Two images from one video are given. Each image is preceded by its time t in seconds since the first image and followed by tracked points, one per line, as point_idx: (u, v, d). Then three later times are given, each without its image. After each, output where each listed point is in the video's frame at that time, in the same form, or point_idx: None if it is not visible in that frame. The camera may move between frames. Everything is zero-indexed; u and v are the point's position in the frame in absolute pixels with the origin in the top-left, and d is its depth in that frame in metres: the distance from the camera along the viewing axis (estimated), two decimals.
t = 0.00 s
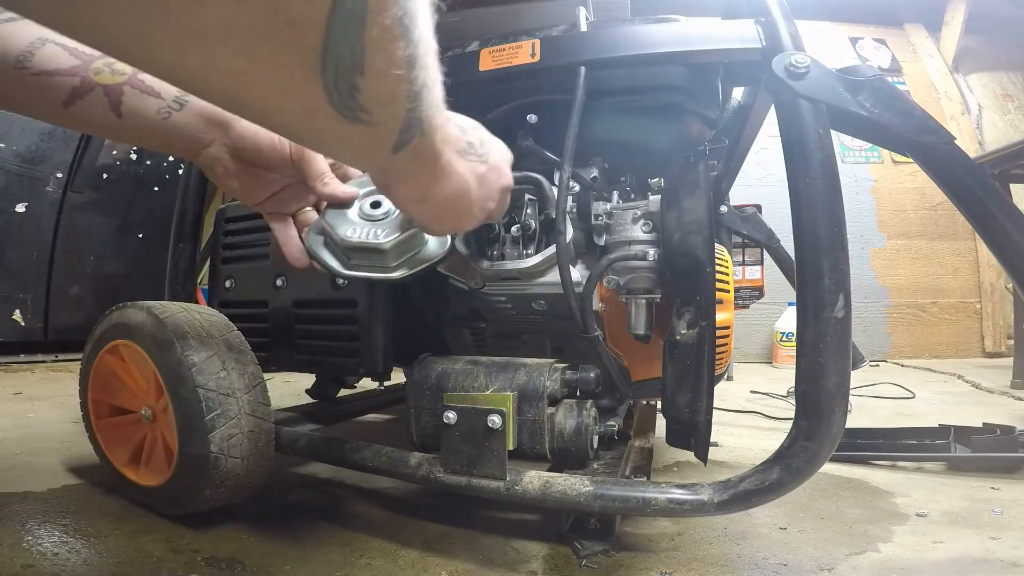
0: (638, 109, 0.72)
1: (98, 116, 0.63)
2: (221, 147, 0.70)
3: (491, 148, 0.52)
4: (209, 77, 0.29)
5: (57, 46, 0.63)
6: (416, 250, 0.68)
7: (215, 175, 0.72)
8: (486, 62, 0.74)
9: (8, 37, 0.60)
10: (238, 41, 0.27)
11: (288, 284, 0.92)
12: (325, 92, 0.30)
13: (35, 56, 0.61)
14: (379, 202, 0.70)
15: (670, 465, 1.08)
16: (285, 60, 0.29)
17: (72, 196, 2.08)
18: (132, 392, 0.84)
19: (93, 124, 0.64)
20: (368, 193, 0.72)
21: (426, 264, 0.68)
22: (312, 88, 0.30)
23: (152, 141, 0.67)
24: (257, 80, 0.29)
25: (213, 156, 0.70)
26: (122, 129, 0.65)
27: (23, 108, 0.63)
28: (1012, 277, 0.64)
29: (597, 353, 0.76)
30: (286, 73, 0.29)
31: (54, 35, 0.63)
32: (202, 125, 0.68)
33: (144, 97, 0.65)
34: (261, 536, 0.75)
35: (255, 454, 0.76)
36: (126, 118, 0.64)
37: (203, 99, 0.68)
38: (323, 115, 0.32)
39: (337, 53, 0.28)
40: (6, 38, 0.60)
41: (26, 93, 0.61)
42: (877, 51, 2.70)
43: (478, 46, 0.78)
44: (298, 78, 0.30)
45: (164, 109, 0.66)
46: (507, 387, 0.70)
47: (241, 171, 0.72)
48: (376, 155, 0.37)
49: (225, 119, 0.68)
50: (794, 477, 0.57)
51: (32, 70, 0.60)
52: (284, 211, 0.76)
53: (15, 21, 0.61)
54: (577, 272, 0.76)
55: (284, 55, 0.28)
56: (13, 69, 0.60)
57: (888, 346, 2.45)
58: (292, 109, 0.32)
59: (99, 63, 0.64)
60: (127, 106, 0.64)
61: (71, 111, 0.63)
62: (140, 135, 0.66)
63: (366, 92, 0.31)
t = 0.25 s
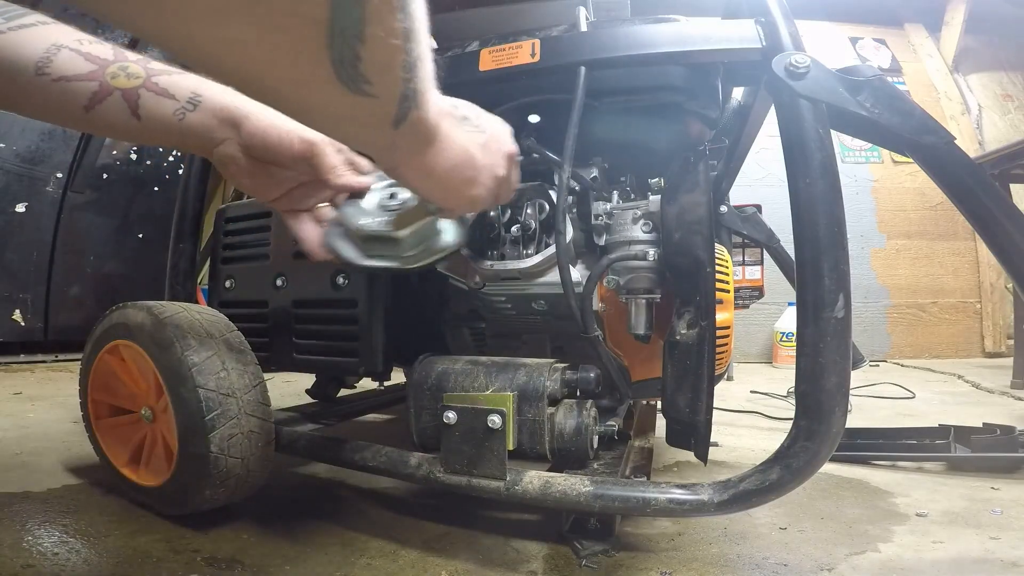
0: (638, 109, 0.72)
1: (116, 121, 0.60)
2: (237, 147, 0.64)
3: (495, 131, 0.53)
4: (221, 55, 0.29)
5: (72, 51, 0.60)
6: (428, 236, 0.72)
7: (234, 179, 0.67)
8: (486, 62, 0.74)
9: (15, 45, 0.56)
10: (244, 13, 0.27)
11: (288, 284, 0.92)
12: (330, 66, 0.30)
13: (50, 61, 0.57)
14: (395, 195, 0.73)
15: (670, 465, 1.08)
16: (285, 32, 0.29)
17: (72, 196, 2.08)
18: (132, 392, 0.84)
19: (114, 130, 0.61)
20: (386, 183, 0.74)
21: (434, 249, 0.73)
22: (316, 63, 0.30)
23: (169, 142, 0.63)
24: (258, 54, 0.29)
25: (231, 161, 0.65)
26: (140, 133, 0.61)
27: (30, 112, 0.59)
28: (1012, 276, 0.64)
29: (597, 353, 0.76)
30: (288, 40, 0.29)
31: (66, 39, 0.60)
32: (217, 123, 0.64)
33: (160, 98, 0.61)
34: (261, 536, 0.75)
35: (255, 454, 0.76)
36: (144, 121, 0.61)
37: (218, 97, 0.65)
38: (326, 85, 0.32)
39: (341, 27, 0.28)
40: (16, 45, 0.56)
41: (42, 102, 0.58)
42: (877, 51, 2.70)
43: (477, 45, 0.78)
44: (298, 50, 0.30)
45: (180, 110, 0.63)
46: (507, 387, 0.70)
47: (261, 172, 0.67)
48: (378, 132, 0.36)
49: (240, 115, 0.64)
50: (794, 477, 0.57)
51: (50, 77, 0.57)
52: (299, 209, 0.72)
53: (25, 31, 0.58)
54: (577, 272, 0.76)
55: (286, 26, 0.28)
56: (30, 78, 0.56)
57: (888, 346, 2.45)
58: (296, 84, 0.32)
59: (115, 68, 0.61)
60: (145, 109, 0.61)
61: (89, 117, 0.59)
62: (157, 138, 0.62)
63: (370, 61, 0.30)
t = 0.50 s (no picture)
0: (638, 109, 0.72)
1: (141, 132, 0.55)
2: (273, 163, 0.63)
3: (511, 123, 0.57)
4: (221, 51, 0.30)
5: (90, 60, 0.55)
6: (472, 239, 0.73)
7: (266, 192, 0.66)
8: (486, 62, 0.74)
9: (30, 53, 0.52)
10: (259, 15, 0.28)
11: (288, 284, 0.92)
12: (340, 64, 0.32)
13: (68, 69, 0.53)
14: (426, 201, 0.74)
15: (670, 465, 1.08)
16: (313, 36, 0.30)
17: (72, 196, 2.08)
18: (132, 392, 0.84)
19: (135, 142, 0.56)
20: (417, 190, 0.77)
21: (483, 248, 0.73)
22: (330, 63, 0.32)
23: (200, 160, 0.59)
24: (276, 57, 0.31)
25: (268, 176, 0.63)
26: (164, 147, 0.56)
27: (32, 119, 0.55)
28: (1012, 276, 0.64)
29: (597, 353, 0.76)
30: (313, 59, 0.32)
31: (81, 45, 0.56)
32: (251, 140, 0.60)
33: (187, 110, 0.56)
34: (261, 536, 0.75)
35: (254, 454, 0.76)
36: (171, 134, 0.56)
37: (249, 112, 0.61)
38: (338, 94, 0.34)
39: (348, 27, 0.30)
40: (29, 53, 0.52)
41: (58, 112, 0.53)
42: (877, 51, 2.70)
43: (478, 45, 0.78)
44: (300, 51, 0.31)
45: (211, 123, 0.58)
46: (507, 387, 0.70)
47: (292, 185, 0.67)
48: (384, 137, 0.39)
49: (276, 132, 0.62)
50: (794, 477, 0.57)
51: (65, 84, 0.53)
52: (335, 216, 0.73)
53: (42, 37, 0.54)
54: (577, 272, 0.76)
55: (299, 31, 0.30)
56: (42, 85, 0.52)
57: (888, 346, 2.45)
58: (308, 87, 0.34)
59: (134, 76, 0.56)
60: (169, 120, 0.55)
61: (110, 128, 0.55)
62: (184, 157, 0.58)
63: (377, 64, 0.33)
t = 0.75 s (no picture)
0: (638, 109, 0.72)
1: (143, 129, 0.52)
2: (278, 157, 0.58)
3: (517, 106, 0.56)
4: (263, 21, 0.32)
5: (84, 52, 0.51)
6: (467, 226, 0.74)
7: (271, 185, 0.61)
8: (486, 62, 0.74)
9: (24, 49, 0.50)
10: None
11: (288, 284, 0.92)
12: (361, 33, 0.35)
13: (61, 65, 0.50)
14: (426, 187, 0.75)
15: (670, 466, 1.08)
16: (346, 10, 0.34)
17: (72, 196, 2.08)
18: (132, 391, 0.84)
19: (135, 138, 0.53)
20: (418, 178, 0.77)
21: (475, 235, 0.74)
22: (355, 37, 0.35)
23: (201, 156, 0.55)
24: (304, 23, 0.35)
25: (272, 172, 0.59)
26: (165, 142, 0.53)
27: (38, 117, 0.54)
28: (1012, 276, 0.64)
29: (596, 353, 0.76)
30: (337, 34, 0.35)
31: (76, 37, 0.52)
32: (253, 134, 0.55)
33: (185, 105, 0.52)
34: (261, 536, 0.75)
35: (255, 454, 0.76)
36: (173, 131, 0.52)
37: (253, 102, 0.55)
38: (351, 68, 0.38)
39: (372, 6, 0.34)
40: (23, 47, 0.50)
41: (60, 111, 0.51)
42: (877, 51, 2.70)
43: (478, 46, 0.78)
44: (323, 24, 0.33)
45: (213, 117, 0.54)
46: (507, 387, 0.70)
47: (303, 178, 0.61)
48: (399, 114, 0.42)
49: (281, 124, 0.56)
50: (794, 477, 0.57)
51: (60, 81, 0.50)
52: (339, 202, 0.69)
53: (37, 31, 0.51)
54: (577, 271, 0.76)
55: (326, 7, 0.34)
56: (37, 82, 0.50)
57: (888, 346, 2.45)
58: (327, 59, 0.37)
59: (131, 70, 0.52)
60: (167, 115, 0.52)
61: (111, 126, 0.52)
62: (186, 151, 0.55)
63: (394, 32, 0.35)
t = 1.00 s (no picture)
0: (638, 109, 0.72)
1: (158, 132, 0.53)
2: (292, 162, 0.59)
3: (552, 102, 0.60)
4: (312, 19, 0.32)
5: (102, 54, 0.52)
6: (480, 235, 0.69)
7: (283, 191, 0.62)
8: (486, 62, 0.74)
9: (38, 50, 0.50)
10: None
11: (288, 284, 0.92)
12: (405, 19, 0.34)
13: (78, 65, 0.50)
14: (438, 195, 0.70)
15: (670, 466, 1.08)
16: None
17: (72, 196, 2.08)
18: (132, 391, 0.84)
19: (149, 139, 0.54)
20: (429, 187, 0.72)
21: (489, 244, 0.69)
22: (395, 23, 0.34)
23: (215, 160, 0.56)
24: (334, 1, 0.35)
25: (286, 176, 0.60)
26: (179, 144, 0.54)
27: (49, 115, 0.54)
28: (1013, 276, 0.64)
29: (596, 352, 0.76)
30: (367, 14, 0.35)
31: (92, 37, 0.52)
32: (270, 140, 0.56)
33: (203, 109, 0.53)
34: (261, 536, 0.75)
35: (255, 454, 0.76)
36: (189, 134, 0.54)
37: (271, 109, 0.56)
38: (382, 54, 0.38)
39: None
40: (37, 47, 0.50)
41: (73, 111, 0.52)
42: (877, 51, 2.70)
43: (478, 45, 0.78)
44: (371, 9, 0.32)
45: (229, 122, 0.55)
46: (507, 387, 0.70)
47: (316, 186, 0.62)
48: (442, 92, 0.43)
49: (298, 132, 0.57)
50: (794, 477, 0.57)
51: (76, 82, 0.50)
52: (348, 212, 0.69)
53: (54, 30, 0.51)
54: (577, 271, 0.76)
55: None
56: (50, 83, 0.50)
57: (888, 346, 2.45)
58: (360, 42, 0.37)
59: (148, 72, 0.53)
60: (184, 119, 0.53)
61: (125, 128, 0.53)
62: (198, 155, 0.56)
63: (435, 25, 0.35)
